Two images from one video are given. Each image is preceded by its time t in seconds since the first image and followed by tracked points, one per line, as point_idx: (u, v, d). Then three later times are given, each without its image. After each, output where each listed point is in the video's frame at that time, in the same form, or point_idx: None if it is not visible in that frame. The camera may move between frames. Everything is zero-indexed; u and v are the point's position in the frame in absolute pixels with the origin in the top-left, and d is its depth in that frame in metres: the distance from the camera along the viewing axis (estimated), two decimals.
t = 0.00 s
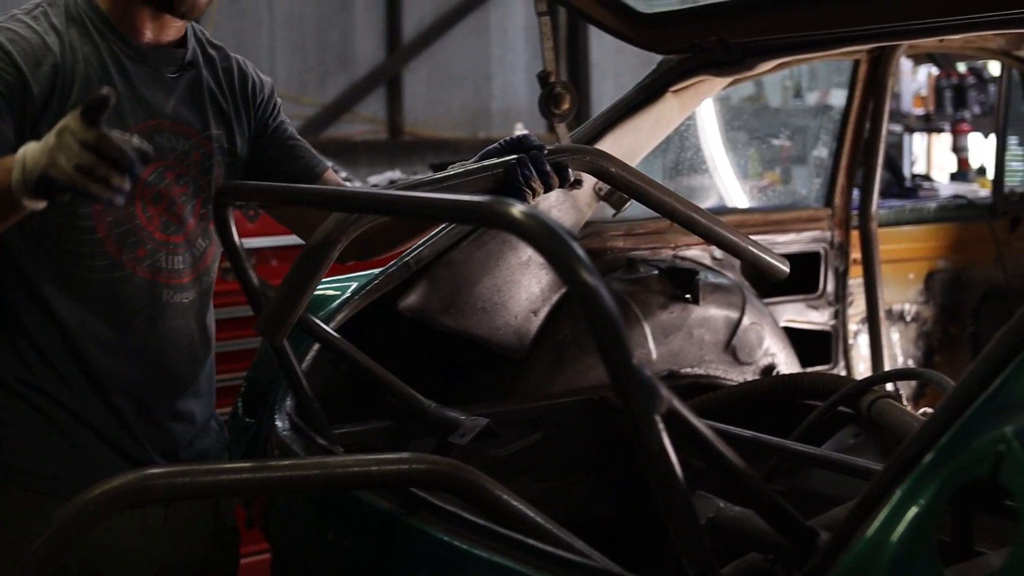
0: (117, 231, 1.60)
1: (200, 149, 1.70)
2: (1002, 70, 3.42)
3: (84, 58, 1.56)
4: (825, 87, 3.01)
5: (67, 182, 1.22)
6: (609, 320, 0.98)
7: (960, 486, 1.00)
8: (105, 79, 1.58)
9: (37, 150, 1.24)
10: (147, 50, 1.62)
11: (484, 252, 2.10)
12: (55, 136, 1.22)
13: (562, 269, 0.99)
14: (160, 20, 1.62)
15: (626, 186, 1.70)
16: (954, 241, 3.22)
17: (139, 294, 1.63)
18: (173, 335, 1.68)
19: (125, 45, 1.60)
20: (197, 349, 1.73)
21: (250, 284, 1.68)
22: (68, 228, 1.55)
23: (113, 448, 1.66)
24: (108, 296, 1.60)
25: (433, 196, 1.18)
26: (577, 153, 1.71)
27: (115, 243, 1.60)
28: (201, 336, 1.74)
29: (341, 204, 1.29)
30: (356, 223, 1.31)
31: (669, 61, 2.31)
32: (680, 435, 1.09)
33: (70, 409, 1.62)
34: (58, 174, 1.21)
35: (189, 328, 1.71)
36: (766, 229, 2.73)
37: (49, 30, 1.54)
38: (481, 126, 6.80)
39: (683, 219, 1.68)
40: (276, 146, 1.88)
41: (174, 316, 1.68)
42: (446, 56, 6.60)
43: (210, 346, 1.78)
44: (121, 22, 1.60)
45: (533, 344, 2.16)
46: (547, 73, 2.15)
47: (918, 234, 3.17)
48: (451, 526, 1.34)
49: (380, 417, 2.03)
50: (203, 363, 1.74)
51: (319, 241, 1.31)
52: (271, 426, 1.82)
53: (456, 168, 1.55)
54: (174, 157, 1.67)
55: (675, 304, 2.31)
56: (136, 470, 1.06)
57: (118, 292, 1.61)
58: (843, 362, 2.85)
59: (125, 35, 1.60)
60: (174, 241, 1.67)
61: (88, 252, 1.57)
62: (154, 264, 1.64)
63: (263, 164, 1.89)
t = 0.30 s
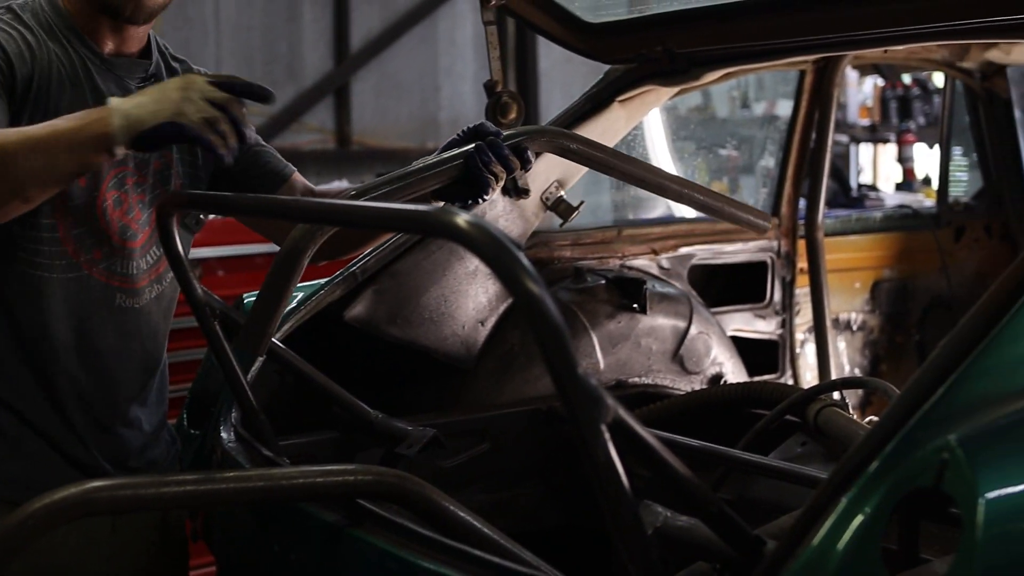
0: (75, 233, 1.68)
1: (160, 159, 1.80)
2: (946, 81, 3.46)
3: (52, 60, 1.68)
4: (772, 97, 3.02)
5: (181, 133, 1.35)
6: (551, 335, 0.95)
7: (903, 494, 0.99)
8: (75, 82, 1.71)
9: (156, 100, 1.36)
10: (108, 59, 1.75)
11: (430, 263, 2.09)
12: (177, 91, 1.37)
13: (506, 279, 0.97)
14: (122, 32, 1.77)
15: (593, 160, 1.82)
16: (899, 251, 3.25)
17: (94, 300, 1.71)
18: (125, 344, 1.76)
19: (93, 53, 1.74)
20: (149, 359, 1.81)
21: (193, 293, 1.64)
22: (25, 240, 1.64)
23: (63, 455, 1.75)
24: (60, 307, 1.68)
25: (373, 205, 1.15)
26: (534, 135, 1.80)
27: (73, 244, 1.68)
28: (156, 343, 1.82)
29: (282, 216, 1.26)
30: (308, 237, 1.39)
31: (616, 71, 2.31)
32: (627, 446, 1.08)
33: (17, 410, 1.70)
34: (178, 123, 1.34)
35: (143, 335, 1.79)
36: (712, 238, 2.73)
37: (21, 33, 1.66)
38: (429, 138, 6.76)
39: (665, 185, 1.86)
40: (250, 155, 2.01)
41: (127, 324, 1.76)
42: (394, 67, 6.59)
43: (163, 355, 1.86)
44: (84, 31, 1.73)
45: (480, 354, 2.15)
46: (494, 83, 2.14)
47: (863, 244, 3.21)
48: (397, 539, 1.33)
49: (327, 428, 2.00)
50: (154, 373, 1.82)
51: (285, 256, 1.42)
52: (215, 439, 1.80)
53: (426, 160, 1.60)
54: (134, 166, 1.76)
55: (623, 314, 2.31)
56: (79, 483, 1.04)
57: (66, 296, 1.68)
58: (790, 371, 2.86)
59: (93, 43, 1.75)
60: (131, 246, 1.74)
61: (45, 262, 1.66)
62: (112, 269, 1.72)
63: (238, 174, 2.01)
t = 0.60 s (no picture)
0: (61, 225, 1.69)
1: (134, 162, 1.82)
2: (912, 91, 3.48)
3: (44, 54, 1.70)
4: (740, 107, 3.03)
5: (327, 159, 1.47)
6: (523, 344, 0.95)
7: (875, 503, 0.99)
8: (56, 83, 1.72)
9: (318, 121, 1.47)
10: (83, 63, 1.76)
11: (400, 272, 2.09)
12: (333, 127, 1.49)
13: (478, 290, 0.96)
14: (93, 39, 1.78)
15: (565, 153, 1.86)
16: (867, 260, 3.26)
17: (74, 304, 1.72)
18: (100, 348, 1.78)
19: (66, 57, 1.75)
20: (123, 363, 1.83)
21: (161, 303, 1.64)
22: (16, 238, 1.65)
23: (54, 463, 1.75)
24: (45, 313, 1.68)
25: (337, 213, 1.14)
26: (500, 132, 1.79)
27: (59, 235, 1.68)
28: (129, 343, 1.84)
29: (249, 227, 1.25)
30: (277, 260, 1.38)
31: (585, 81, 2.31)
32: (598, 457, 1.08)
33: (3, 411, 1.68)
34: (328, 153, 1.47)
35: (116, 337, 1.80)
36: (681, 248, 2.73)
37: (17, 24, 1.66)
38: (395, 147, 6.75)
39: (641, 174, 1.92)
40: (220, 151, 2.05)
41: (102, 324, 1.77)
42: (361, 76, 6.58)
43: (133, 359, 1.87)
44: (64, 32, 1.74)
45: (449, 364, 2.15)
46: (463, 92, 2.14)
47: (832, 253, 3.21)
48: (367, 551, 1.32)
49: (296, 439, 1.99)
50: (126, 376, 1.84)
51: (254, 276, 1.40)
52: (183, 450, 1.78)
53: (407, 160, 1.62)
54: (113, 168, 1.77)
55: (592, 324, 2.31)
56: (47, 495, 1.03)
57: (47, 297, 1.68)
58: (758, 381, 2.87)
59: (68, 47, 1.75)
60: (107, 246, 1.75)
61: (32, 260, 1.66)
62: (86, 267, 1.73)
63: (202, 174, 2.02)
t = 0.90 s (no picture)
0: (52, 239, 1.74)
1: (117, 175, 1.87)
2: (884, 103, 3.49)
3: (39, 67, 1.70)
4: (713, 119, 3.03)
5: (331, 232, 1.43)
6: (507, 355, 0.94)
7: (858, 515, 0.99)
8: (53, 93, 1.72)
9: (329, 195, 1.41)
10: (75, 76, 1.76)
11: (377, 284, 2.08)
12: (352, 189, 1.45)
13: (460, 301, 0.96)
14: (83, 48, 1.79)
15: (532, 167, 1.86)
16: (841, 271, 3.27)
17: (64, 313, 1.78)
18: (88, 356, 1.83)
19: (55, 64, 1.74)
20: (107, 377, 1.88)
21: (138, 315, 1.63)
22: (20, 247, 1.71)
23: (45, 475, 1.76)
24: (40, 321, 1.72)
25: (303, 224, 1.13)
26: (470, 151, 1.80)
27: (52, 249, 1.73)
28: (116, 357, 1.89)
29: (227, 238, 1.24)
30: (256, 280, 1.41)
31: (562, 93, 2.31)
32: (581, 468, 1.07)
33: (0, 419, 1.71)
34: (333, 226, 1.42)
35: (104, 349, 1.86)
36: (657, 259, 2.74)
37: (15, 35, 1.67)
38: (368, 158, 6.72)
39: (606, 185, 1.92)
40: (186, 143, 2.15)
41: (91, 334, 1.83)
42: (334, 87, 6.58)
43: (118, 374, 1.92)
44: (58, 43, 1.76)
45: (425, 376, 2.15)
46: (439, 103, 2.13)
47: (806, 264, 3.22)
48: (347, 563, 1.31)
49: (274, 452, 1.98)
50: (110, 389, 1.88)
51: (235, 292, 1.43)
52: (160, 463, 1.77)
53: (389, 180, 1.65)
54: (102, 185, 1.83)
55: (569, 335, 2.31)
56: (22, 508, 1.02)
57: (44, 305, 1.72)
58: (734, 392, 2.88)
59: (58, 55, 1.76)
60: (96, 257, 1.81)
61: (33, 269, 1.72)
62: (77, 278, 1.79)
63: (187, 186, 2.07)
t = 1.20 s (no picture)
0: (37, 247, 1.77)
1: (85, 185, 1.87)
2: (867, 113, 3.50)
3: (18, 73, 1.70)
4: (694, 127, 3.06)
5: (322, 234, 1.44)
6: (501, 361, 0.94)
7: (853, 520, 0.99)
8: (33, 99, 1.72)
9: (320, 199, 1.43)
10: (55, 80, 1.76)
11: (362, 292, 2.07)
12: (341, 188, 1.46)
13: (452, 306, 0.95)
14: (55, 54, 1.80)
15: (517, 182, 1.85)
16: (825, 279, 3.28)
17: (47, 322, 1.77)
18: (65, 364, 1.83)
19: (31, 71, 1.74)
20: (83, 386, 1.87)
21: (123, 323, 1.63)
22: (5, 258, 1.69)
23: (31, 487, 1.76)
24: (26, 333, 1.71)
25: (292, 231, 1.12)
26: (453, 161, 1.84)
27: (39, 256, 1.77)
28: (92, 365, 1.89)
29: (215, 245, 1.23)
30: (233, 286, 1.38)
31: (548, 100, 2.31)
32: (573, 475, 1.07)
33: None
34: (325, 229, 1.44)
35: (78, 357, 1.86)
36: (642, 267, 2.74)
37: None
38: (350, 166, 6.71)
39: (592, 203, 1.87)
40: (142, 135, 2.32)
41: (66, 341, 1.84)
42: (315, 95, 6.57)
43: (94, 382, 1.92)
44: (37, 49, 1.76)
45: (412, 383, 2.14)
46: (425, 111, 2.13)
47: (791, 272, 3.22)
48: (336, 570, 1.31)
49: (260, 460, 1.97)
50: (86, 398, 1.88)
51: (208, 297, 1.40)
52: (145, 471, 1.76)
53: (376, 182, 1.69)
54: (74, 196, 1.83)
55: (555, 343, 2.31)
56: (10, 519, 1.01)
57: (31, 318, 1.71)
58: (719, 400, 2.88)
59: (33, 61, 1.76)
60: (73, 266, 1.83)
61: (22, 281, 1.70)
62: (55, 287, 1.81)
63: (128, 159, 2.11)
